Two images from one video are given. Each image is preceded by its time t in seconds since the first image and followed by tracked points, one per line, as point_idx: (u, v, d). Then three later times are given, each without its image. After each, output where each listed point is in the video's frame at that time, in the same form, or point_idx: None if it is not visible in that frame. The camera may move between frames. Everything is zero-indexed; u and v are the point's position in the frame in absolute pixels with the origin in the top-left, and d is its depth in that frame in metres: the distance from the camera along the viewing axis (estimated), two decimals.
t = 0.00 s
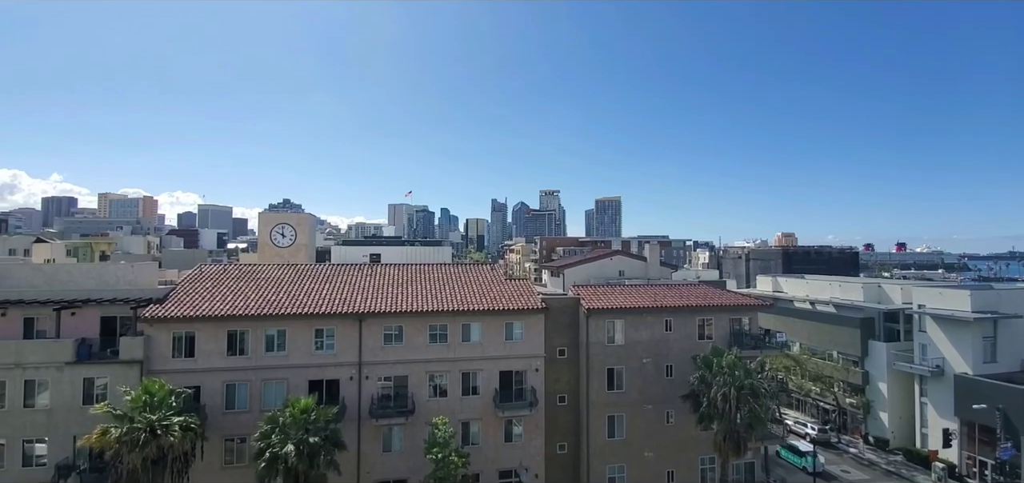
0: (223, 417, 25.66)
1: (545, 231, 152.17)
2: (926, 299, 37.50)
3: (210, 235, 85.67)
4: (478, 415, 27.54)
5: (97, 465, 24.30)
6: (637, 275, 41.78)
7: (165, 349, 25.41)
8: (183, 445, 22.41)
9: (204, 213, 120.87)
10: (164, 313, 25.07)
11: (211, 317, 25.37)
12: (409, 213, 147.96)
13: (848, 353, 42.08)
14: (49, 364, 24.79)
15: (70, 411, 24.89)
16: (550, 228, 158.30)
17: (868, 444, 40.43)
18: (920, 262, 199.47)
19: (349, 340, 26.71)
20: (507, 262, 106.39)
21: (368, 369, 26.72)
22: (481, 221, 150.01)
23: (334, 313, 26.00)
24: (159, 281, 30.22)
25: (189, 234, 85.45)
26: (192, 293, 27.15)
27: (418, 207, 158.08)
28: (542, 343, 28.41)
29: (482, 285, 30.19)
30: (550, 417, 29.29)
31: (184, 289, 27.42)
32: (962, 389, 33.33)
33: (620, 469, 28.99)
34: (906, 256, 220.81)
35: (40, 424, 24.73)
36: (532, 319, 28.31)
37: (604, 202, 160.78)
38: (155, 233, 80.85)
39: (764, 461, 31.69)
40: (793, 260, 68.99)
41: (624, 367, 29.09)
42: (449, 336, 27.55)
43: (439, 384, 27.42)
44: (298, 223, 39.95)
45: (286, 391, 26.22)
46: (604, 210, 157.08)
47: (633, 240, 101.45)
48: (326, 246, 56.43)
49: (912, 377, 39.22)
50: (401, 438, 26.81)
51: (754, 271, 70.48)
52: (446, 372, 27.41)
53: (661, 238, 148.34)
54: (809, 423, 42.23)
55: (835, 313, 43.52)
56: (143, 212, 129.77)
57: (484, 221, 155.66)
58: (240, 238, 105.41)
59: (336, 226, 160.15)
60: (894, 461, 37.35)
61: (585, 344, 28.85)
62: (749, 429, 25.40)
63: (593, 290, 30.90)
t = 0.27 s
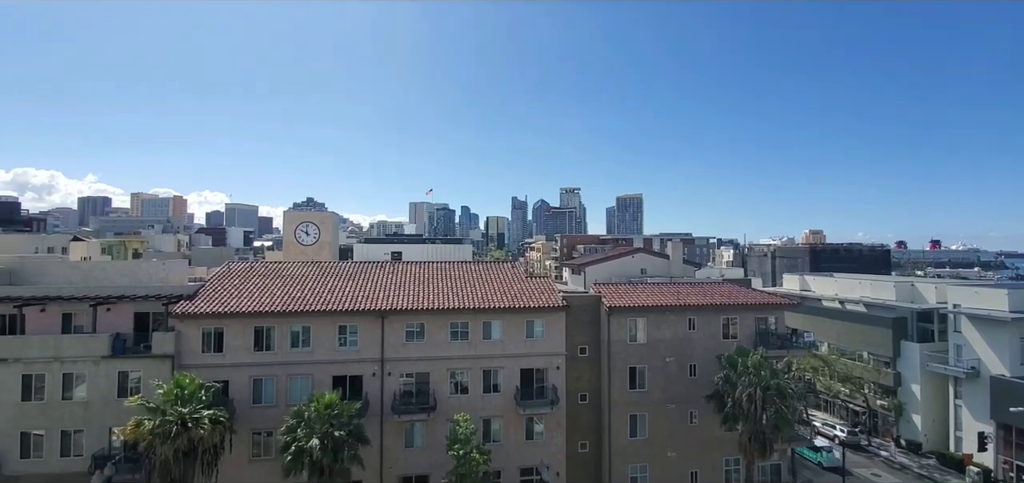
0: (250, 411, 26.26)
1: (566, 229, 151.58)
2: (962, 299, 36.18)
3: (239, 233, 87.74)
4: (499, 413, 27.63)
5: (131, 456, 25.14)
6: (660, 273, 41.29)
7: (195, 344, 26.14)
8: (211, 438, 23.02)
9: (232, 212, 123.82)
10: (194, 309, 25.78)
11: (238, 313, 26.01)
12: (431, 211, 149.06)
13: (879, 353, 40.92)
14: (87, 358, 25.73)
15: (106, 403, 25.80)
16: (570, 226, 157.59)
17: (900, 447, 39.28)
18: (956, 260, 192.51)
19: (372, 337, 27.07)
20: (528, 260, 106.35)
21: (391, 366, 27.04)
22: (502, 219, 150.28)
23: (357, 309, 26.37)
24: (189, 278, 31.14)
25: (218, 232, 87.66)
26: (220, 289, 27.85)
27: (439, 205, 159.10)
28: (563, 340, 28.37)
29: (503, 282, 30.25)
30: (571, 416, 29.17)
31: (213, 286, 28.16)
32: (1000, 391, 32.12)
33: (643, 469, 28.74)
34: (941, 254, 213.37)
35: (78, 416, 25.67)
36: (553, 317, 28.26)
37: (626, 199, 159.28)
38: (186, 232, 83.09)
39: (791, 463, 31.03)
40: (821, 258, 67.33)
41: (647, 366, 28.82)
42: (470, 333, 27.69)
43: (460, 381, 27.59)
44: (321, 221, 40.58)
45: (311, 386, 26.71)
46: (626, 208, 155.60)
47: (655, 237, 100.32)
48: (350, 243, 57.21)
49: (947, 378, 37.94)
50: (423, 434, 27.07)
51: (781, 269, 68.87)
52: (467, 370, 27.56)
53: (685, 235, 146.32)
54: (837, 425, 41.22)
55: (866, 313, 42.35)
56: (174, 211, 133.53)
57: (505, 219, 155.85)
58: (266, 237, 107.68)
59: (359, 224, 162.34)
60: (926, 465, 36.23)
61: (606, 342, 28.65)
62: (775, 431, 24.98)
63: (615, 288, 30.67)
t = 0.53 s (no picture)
0: (277, 406, 26.84)
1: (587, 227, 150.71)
2: (1001, 299, 34.78)
3: (264, 232, 89.50)
4: (520, 411, 27.67)
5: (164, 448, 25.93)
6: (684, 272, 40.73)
7: (224, 340, 26.82)
8: (240, 431, 23.62)
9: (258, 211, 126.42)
10: (222, 305, 26.45)
11: (265, 310, 26.60)
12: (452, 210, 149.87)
13: (913, 355, 39.64)
14: (122, 353, 26.62)
15: (140, 396, 26.67)
16: (591, 224, 156.62)
17: (934, 451, 38.04)
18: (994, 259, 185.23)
19: (395, 334, 27.37)
20: (548, 259, 106.12)
21: (413, 363, 27.30)
22: (522, 217, 150.27)
23: (380, 307, 26.70)
24: (218, 275, 31.99)
25: (244, 231, 89.67)
26: (248, 287, 28.51)
27: (460, 204, 159.84)
28: (585, 339, 28.26)
29: (524, 281, 30.24)
30: (593, 415, 29.04)
31: (241, 283, 28.84)
32: None
33: (666, 470, 28.44)
34: (979, 252, 205.55)
35: (113, 408, 26.59)
36: (574, 315, 28.15)
37: (648, 197, 157.59)
38: (214, 231, 85.15)
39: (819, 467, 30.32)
40: (851, 257, 65.73)
41: (670, 366, 28.49)
42: (492, 331, 27.78)
43: (482, 379, 27.71)
44: (345, 220, 41.19)
45: (336, 382, 27.16)
46: (648, 206, 153.94)
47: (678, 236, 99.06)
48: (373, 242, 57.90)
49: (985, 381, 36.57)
50: (445, 431, 27.28)
51: (809, 267, 67.06)
52: (489, 368, 27.66)
53: (708, 233, 144.10)
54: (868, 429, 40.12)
55: (899, 314, 41.06)
56: (203, 210, 136.96)
57: (526, 218, 155.75)
58: (290, 235, 109.68)
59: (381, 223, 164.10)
60: (962, 471, 35.02)
61: (629, 341, 28.40)
62: (804, 433, 24.49)
63: (637, 287, 30.37)
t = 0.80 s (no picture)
0: (305, 401, 27.41)
1: (611, 226, 149.48)
2: None
3: (292, 231, 91.47)
4: (544, 410, 27.62)
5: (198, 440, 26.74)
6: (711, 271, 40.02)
7: (253, 336, 27.51)
8: (270, 425, 24.23)
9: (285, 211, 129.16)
10: (253, 303, 27.15)
11: (294, 308, 27.18)
12: (475, 209, 150.55)
13: (953, 358, 38.12)
14: (158, 348, 27.57)
15: (175, 391, 27.56)
16: (615, 223, 155.24)
17: (974, 458, 36.62)
18: None
19: (420, 332, 27.63)
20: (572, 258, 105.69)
21: (437, 361, 27.53)
22: (545, 216, 149.94)
23: (405, 305, 27.02)
24: (248, 273, 32.85)
25: (273, 230, 91.70)
26: (278, 285, 29.19)
27: (483, 203, 160.35)
28: (609, 339, 28.04)
29: (548, 280, 30.17)
30: (618, 415, 28.80)
31: (270, 281, 29.55)
32: None
33: (693, 472, 28.03)
34: None
35: (150, 402, 27.56)
36: (599, 315, 27.96)
37: (673, 195, 155.36)
38: (244, 230, 87.22)
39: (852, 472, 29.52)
40: (887, 257, 64.09)
41: (697, 367, 28.05)
42: (515, 330, 27.79)
43: (505, 378, 27.76)
44: (370, 219, 41.75)
45: (362, 379, 27.58)
46: (674, 204, 151.81)
47: (705, 235, 97.46)
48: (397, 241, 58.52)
49: None
50: (469, 429, 27.44)
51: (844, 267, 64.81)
52: (513, 366, 27.70)
53: (736, 232, 141.48)
54: (904, 434, 38.87)
55: (938, 315, 39.47)
56: (234, 210, 140.62)
57: (549, 217, 155.35)
58: (317, 235, 111.70)
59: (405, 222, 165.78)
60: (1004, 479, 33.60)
61: (654, 341, 28.06)
62: (837, 438, 23.82)
63: (663, 286, 29.93)
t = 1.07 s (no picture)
0: (334, 397, 27.95)
1: (637, 224, 147.75)
2: None
3: (321, 231, 93.26)
4: (569, 410, 27.51)
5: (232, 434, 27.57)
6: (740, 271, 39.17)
7: (284, 333, 28.19)
8: (300, 420, 24.80)
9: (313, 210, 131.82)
10: (284, 300, 27.84)
11: (323, 305, 27.74)
12: (499, 208, 150.77)
13: (999, 362, 36.40)
14: (194, 343, 28.52)
15: (211, 385, 28.47)
16: (641, 221, 153.37)
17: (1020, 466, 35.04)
18: None
19: (445, 330, 27.86)
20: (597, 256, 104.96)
21: (463, 359, 27.72)
22: (570, 214, 149.30)
23: (431, 304, 27.30)
24: (279, 272, 33.65)
25: (302, 229, 93.72)
26: (307, 283, 29.84)
27: (508, 201, 160.52)
28: (636, 338, 27.75)
29: (574, 279, 30.03)
30: (644, 416, 28.46)
31: (301, 279, 30.23)
32: None
33: (722, 475, 27.53)
34: None
35: (187, 395, 28.52)
36: (625, 314, 27.69)
37: (700, 193, 152.72)
38: (274, 229, 89.37)
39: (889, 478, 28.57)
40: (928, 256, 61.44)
41: (726, 368, 27.52)
42: (541, 329, 27.76)
43: (531, 377, 27.76)
44: (396, 218, 42.24)
45: (389, 376, 27.96)
46: (701, 202, 149.20)
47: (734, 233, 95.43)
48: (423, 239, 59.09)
49: None
50: (494, 427, 27.54)
51: (881, 267, 61.74)
52: (538, 365, 27.67)
53: (766, 230, 138.22)
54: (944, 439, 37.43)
55: (984, 316, 37.70)
56: (265, 209, 144.25)
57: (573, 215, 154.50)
58: (344, 233, 113.65)
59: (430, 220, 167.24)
60: None
61: (682, 341, 27.64)
62: (874, 443, 23.04)
63: (692, 286, 29.43)
